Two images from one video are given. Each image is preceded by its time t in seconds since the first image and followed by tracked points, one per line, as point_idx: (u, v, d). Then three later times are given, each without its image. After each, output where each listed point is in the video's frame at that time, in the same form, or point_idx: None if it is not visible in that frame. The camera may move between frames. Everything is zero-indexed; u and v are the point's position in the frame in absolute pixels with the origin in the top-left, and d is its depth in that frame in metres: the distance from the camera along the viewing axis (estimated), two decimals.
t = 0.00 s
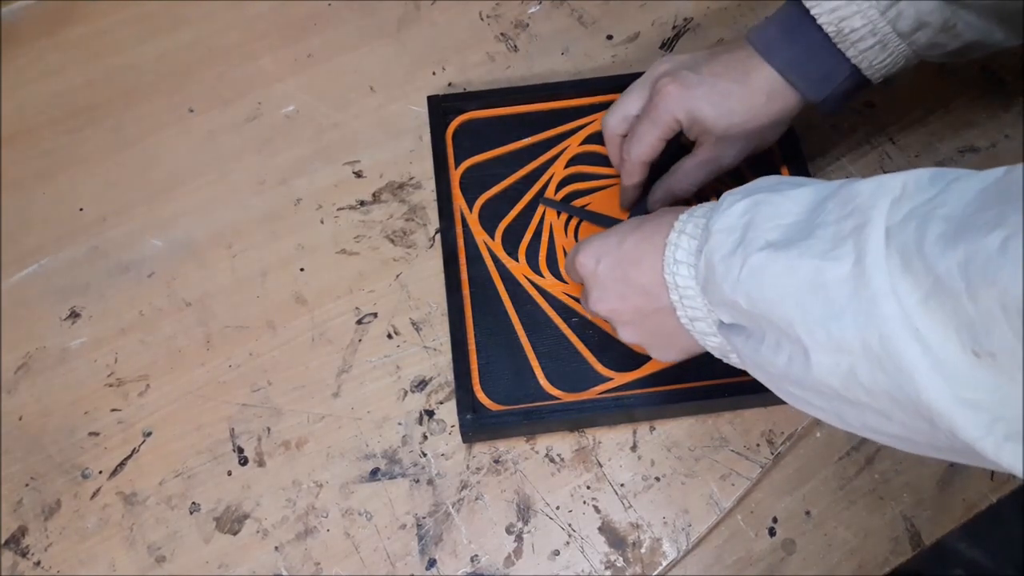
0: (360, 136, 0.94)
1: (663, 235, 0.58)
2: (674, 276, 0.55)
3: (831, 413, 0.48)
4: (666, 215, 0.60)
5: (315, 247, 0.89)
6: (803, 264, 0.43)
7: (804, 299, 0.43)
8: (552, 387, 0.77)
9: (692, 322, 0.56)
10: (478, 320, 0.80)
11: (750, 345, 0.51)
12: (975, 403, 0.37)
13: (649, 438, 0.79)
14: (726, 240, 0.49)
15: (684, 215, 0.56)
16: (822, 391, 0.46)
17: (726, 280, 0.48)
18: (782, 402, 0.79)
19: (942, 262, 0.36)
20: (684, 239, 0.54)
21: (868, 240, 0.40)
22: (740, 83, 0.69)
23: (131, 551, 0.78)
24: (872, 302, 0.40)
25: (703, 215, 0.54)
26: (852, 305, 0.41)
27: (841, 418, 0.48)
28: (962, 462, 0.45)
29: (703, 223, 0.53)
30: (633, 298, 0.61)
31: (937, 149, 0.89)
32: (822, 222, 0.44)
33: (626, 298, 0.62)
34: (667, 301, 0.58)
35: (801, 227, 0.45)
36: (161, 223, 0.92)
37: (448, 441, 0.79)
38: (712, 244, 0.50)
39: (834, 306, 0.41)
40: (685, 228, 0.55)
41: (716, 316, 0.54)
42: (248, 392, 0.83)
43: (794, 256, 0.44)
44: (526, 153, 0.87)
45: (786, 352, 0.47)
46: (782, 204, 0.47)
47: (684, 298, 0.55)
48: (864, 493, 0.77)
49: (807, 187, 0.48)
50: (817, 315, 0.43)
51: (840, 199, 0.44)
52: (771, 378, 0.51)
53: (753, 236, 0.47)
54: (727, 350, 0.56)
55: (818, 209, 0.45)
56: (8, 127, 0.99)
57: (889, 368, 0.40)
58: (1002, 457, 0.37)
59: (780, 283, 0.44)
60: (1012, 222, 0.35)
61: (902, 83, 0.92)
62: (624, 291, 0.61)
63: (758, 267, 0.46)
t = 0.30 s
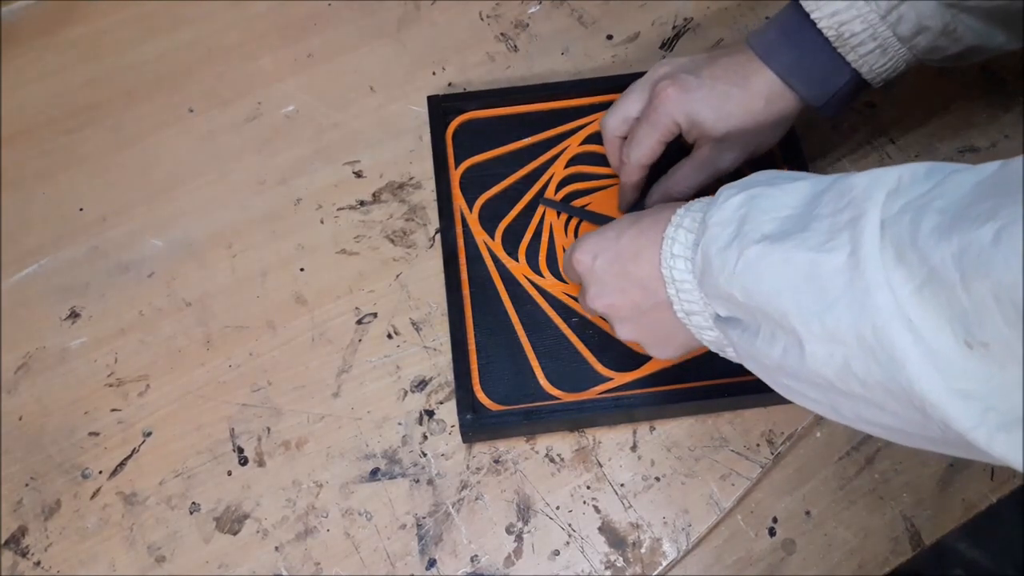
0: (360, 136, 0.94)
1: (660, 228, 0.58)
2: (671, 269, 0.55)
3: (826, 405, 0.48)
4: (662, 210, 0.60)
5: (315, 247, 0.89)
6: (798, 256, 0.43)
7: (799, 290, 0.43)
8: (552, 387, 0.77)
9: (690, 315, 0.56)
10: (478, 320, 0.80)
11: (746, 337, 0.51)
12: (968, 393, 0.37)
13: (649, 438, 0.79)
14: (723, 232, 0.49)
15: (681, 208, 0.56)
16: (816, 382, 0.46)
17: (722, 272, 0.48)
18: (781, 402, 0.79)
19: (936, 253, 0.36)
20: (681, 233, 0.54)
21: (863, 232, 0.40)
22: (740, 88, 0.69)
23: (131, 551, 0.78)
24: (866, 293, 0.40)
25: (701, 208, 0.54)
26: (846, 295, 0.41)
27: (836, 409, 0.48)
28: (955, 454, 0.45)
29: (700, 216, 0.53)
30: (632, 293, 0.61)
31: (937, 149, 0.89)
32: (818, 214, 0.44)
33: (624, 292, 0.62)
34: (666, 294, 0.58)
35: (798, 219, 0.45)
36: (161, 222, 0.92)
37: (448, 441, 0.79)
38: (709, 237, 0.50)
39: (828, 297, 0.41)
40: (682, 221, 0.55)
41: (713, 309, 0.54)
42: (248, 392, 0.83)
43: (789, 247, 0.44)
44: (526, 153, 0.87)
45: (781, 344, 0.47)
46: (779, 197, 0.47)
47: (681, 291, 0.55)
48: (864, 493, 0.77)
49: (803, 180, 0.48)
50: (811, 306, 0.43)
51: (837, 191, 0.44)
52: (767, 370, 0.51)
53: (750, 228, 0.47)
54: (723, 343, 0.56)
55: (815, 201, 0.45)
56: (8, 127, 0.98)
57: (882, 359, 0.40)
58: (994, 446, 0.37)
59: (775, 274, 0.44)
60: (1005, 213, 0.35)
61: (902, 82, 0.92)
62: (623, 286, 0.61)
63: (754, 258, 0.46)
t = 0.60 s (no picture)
0: (360, 136, 0.94)
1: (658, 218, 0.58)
2: (669, 256, 0.55)
3: (823, 390, 0.49)
4: (657, 200, 0.60)
5: (315, 247, 0.89)
6: (797, 241, 0.43)
7: (798, 275, 0.43)
8: (552, 387, 0.77)
9: (687, 302, 0.56)
10: (478, 319, 0.80)
11: (744, 324, 0.51)
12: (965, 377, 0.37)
13: (649, 438, 0.79)
14: (722, 218, 0.49)
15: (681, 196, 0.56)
16: (814, 368, 0.46)
17: (721, 258, 0.48)
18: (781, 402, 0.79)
19: (935, 237, 0.37)
20: (680, 220, 0.54)
21: (862, 217, 0.40)
22: (702, 80, 0.68)
23: (131, 551, 0.78)
24: (864, 277, 0.40)
25: (700, 196, 0.54)
26: (845, 279, 0.41)
27: (833, 395, 0.48)
28: (951, 440, 0.45)
29: (699, 204, 0.53)
30: (632, 285, 0.61)
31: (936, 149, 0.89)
32: (817, 200, 0.44)
33: (624, 285, 0.62)
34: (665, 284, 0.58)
35: (797, 205, 0.45)
36: (162, 222, 0.92)
37: (448, 441, 0.79)
38: (708, 223, 0.50)
39: (827, 282, 0.41)
40: (682, 209, 0.55)
41: (711, 296, 0.54)
42: (248, 392, 0.83)
43: (789, 232, 0.44)
44: (526, 153, 0.87)
45: (779, 329, 0.47)
46: (779, 184, 0.47)
47: (679, 279, 0.55)
48: (864, 493, 0.77)
49: (803, 167, 0.48)
50: (809, 291, 0.43)
51: (836, 177, 0.44)
52: (764, 356, 0.51)
53: (749, 214, 0.47)
54: (721, 331, 0.56)
55: (814, 187, 0.45)
56: (8, 127, 0.98)
57: (881, 344, 0.40)
58: (990, 430, 0.37)
59: (774, 259, 0.44)
60: (1004, 197, 0.35)
61: (902, 81, 0.92)
62: (623, 279, 0.61)
63: (754, 243, 0.46)
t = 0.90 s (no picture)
0: (360, 136, 0.94)
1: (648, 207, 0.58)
2: (663, 242, 0.55)
3: (814, 374, 0.49)
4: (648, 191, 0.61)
5: (315, 247, 0.89)
6: (790, 223, 0.43)
7: (791, 257, 0.43)
8: (551, 387, 0.77)
9: (680, 287, 0.56)
10: (478, 319, 0.80)
11: (735, 308, 0.51)
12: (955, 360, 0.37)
13: (649, 438, 0.79)
14: (715, 202, 0.49)
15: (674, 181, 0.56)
16: (805, 351, 0.46)
17: (714, 242, 0.48)
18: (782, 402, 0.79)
19: (929, 220, 0.37)
20: (674, 205, 0.54)
21: (856, 199, 0.40)
22: (683, 83, 0.68)
23: (131, 551, 0.78)
24: (857, 259, 0.40)
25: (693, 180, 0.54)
26: (837, 261, 0.41)
27: (823, 378, 0.48)
28: (939, 423, 0.46)
29: (692, 188, 0.53)
30: (626, 276, 0.61)
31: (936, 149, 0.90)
32: (811, 182, 0.44)
33: (619, 275, 0.62)
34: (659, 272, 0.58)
35: (790, 188, 0.45)
36: (162, 222, 0.92)
37: (448, 441, 0.79)
38: (701, 207, 0.50)
39: (820, 264, 0.42)
40: (675, 193, 0.55)
41: (703, 280, 0.54)
42: (248, 392, 0.83)
43: (783, 215, 0.44)
44: (526, 153, 0.87)
45: (770, 312, 0.47)
46: (773, 168, 0.47)
47: (672, 263, 0.55)
48: (864, 493, 0.77)
49: (796, 151, 0.48)
50: (802, 274, 0.43)
51: (830, 160, 0.44)
52: (756, 340, 0.51)
53: (742, 198, 0.47)
54: (713, 316, 0.56)
55: (807, 170, 0.45)
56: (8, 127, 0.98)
57: (872, 326, 0.40)
58: (981, 412, 0.37)
59: (767, 242, 0.44)
60: (999, 180, 0.35)
61: (901, 81, 0.92)
62: (617, 269, 0.61)
63: (747, 226, 0.46)
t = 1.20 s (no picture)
0: (360, 136, 0.94)
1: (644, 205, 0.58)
2: (660, 238, 0.55)
3: (811, 370, 0.49)
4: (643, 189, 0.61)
5: (315, 247, 0.89)
6: (787, 219, 0.43)
7: (787, 252, 0.43)
8: (552, 387, 0.77)
9: (677, 284, 0.56)
10: (478, 319, 0.80)
11: (731, 304, 0.51)
12: (950, 356, 0.37)
13: (649, 437, 0.79)
14: (712, 198, 0.49)
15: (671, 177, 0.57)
16: (802, 348, 0.47)
17: (711, 238, 0.49)
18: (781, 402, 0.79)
19: (924, 215, 0.37)
20: (671, 201, 0.54)
21: (852, 195, 0.40)
22: (681, 86, 0.68)
23: (131, 551, 0.79)
24: (853, 254, 0.40)
25: (689, 176, 0.54)
26: (833, 256, 0.41)
27: (819, 374, 0.49)
28: (935, 419, 0.46)
29: (689, 184, 0.53)
30: (626, 273, 0.61)
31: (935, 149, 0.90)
32: (807, 178, 0.44)
33: (618, 274, 0.62)
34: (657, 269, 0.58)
35: (786, 183, 0.45)
36: (162, 222, 0.92)
37: (448, 441, 0.80)
38: (698, 203, 0.50)
39: (816, 259, 0.42)
40: (671, 189, 0.55)
41: (700, 277, 0.54)
42: (248, 392, 0.83)
43: (779, 210, 0.44)
44: (526, 153, 0.87)
45: (766, 308, 0.47)
46: (769, 164, 0.47)
47: (669, 260, 0.55)
48: (863, 493, 0.77)
49: (793, 147, 0.48)
50: (798, 270, 0.43)
51: (827, 155, 0.44)
52: (752, 336, 0.51)
53: (739, 193, 0.47)
54: (710, 312, 0.56)
55: (804, 166, 0.45)
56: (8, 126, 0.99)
57: (868, 321, 0.40)
58: (975, 407, 0.37)
59: (763, 238, 0.45)
60: (994, 175, 0.35)
61: (901, 82, 0.92)
62: (616, 268, 0.61)
63: (743, 222, 0.46)
